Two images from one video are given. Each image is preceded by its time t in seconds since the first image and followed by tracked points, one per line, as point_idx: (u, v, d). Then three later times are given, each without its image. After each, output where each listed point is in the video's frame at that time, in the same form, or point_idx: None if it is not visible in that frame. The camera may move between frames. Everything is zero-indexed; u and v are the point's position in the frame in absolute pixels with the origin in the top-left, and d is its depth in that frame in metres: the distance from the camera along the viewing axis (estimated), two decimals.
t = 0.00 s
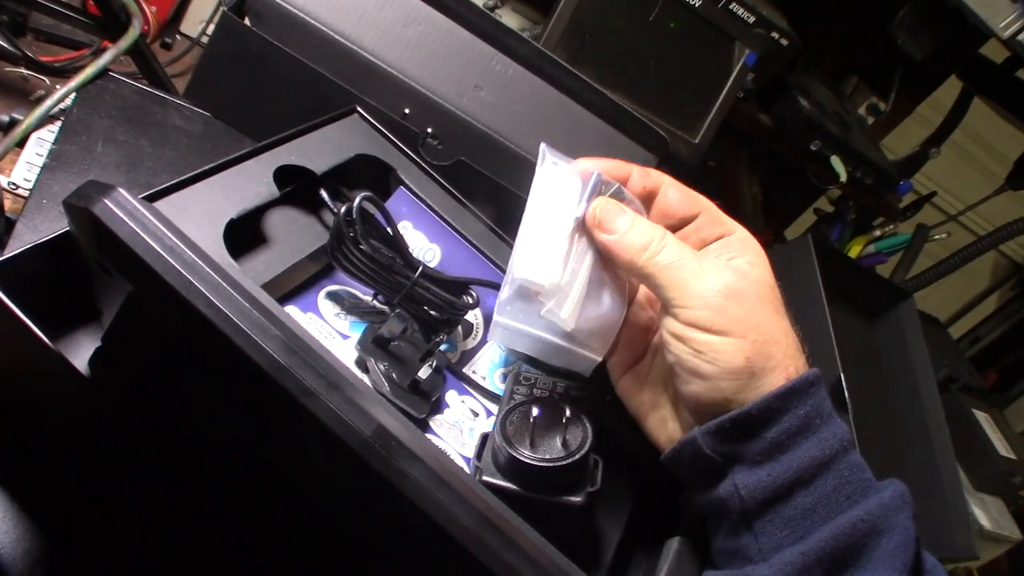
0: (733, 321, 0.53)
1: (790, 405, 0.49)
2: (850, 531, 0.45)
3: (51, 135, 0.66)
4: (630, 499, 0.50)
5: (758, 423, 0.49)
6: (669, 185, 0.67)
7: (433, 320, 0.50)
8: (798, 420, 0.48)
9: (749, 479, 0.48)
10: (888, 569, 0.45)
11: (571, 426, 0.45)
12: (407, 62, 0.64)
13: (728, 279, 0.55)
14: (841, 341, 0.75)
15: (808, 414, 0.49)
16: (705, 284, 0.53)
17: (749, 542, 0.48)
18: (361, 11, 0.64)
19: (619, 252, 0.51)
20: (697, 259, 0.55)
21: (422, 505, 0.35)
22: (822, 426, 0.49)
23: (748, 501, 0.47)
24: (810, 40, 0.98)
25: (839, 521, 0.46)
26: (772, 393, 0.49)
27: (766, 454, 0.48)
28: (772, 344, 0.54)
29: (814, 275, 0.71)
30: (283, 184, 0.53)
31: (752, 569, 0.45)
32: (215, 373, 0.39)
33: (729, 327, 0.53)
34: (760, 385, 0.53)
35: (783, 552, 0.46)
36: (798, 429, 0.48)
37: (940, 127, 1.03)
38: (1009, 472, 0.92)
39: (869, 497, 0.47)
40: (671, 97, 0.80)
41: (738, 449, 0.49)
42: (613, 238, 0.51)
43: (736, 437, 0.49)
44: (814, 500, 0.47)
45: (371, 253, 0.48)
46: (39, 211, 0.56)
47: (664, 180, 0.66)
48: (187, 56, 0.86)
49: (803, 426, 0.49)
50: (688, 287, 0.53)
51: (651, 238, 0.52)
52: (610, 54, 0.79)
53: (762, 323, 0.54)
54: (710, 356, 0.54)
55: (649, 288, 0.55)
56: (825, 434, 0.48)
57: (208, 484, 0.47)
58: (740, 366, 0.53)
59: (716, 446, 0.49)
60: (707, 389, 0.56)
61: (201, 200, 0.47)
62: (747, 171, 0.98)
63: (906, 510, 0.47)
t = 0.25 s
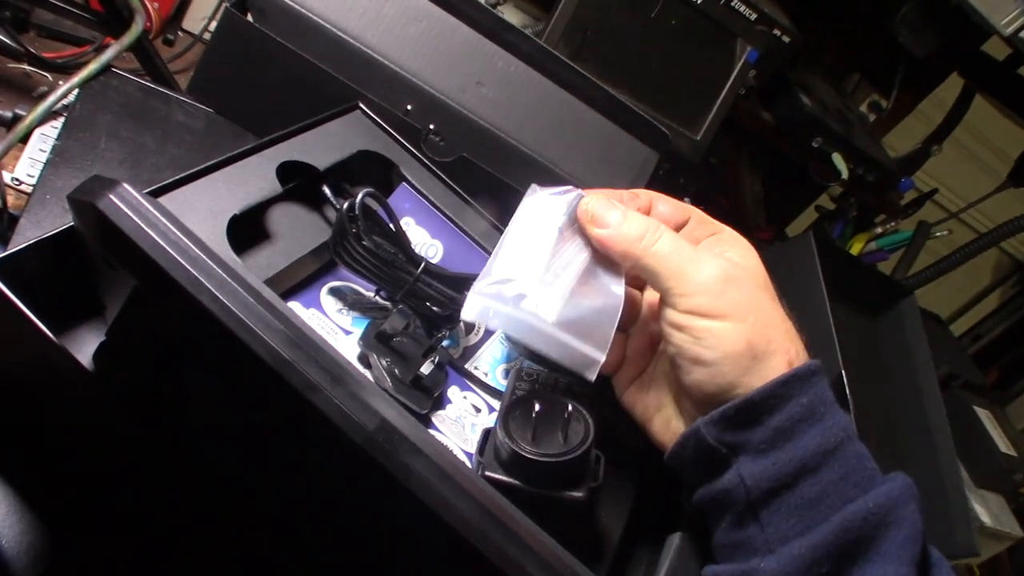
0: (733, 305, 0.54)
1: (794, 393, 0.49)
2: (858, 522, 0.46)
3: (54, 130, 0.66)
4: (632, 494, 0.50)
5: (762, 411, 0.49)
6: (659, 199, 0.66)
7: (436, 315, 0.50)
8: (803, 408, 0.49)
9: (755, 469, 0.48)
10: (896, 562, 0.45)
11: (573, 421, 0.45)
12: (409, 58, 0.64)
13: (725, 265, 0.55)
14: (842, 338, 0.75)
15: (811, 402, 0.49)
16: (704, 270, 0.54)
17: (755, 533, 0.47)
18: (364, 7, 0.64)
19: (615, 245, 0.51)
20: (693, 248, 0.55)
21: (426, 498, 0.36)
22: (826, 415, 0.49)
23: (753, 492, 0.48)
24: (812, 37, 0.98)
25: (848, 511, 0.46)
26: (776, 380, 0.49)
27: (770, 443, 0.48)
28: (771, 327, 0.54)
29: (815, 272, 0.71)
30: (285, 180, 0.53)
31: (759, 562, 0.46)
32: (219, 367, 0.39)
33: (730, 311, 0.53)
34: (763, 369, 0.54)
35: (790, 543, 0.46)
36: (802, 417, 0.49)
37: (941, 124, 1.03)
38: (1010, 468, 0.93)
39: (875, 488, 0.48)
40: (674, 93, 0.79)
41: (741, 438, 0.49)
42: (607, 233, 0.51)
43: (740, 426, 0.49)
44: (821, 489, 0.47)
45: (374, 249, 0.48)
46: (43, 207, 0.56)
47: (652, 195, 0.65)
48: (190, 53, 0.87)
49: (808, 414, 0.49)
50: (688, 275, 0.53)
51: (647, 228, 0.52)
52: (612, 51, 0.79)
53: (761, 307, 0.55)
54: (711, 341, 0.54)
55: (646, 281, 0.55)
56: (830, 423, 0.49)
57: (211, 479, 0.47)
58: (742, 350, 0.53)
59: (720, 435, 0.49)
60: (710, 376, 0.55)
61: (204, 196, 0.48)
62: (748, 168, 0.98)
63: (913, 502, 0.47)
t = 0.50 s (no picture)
0: (742, 291, 0.55)
1: (799, 382, 0.50)
2: (863, 513, 0.45)
3: (57, 127, 0.67)
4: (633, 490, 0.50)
5: (768, 399, 0.50)
6: (670, 198, 0.65)
7: (437, 312, 0.49)
8: (808, 398, 0.49)
9: (760, 457, 0.48)
10: (900, 553, 0.45)
11: (574, 417, 0.46)
12: (411, 56, 0.64)
13: (734, 254, 0.56)
14: (842, 336, 0.75)
15: (817, 392, 0.50)
16: (714, 257, 0.55)
17: (760, 521, 0.48)
18: (366, 4, 0.64)
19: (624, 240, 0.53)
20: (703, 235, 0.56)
21: (428, 491, 0.36)
22: (831, 405, 0.49)
23: (759, 480, 0.48)
24: (812, 35, 0.98)
25: (853, 502, 0.46)
26: (784, 369, 0.50)
27: (776, 432, 0.49)
28: (777, 317, 0.55)
29: (815, 269, 0.72)
30: (288, 177, 0.53)
31: (763, 552, 0.46)
32: (222, 361, 0.40)
33: (739, 296, 0.55)
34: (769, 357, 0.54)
35: (795, 533, 0.46)
36: (807, 407, 0.49)
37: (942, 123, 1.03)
38: (1009, 466, 0.93)
39: (881, 480, 0.47)
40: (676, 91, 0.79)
41: (747, 426, 0.50)
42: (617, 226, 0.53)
43: (746, 414, 0.50)
44: (825, 479, 0.47)
45: (376, 245, 0.48)
46: (47, 203, 0.57)
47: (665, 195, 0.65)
48: (192, 50, 0.87)
49: (813, 404, 0.49)
50: (698, 262, 0.54)
51: (658, 215, 0.54)
52: (613, 48, 0.79)
53: (768, 296, 0.56)
54: (720, 326, 0.55)
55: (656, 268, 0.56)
56: (835, 414, 0.49)
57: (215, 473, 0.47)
58: (750, 336, 0.54)
59: (726, 423, 0.50)
60: (718, 364, 0.56)
61: (208, 192, 0.48)
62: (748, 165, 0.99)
63: (917, 495, 0.47)
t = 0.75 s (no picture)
0: (754, 286, 0.56)
1: (807, 380, 0.50)
2: (871, 508, 0.45)
3: (57, 126, 0.67)
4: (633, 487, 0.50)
5: (779, 394, 0.50)
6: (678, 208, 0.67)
7: (436, 310, 0.50)
8: (815, 395, 0.50)
9: (769, 451, 0.49)
10: (908, 548, 0.44)
11: (574, 415, 0.46)
12: (411, 55, 0.64)
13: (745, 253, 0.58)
14: (841, 335, 0.75)
15: (824, 390, 0.50)
16: (727, 253, 0.56)
17: (767, 517, 0.48)
18: (366, 4, 0.64)
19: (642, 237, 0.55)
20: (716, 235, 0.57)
21: (429, 488, 0.36)
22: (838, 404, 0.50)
23: (768, 474, 0.48)
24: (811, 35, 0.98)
25: (862, 497, 0.46)
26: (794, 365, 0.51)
27: (784, 429, 0.49)
28: (787, 315, 0.56)
29: (814, 269, 0.72)
30: (289, 176, 0.53)
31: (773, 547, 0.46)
32: (224, 358, 0.40)
33: (751, 291, 0.55)
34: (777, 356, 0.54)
35: (805, 528, 0.46)
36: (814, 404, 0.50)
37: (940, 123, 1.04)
38: (1007, 466, 0.93)
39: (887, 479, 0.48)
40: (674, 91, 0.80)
41: (757, 423, 0.50)
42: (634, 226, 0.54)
43: (754, 410, 0.50)
44: (832, 476, 0.48)
45: (376, 244, 0.48)
46: (46, 201, 0.57)
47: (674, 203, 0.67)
48: (192, 49, 0.87)
49: (821, 402, 0.50)
50: (711, 259, 0.56)
51: (670, 216, 0.55)
52: (613, 48, 0.79)
53: (778, 294, 0.57)
54: (732, 322, 0.55)
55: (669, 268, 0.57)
56: (843, 412, 0.50)
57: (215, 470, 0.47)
58: (763, 330, 0.55)
59: (735, 417, 0.50)
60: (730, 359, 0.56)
61: (209, 190, 0.48)
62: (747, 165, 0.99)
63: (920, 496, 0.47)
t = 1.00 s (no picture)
0: (751, 300, 0.54)
1: (808, 390, 0.50)
2: (870, 520, 0.46)
3: (59, 125, 0.67)
4: (633, 487, 0.50)
5: (778, 405, 0.50)
6: (683, 190, 0.67)
7: (438, 310, 0.50)
8: (815, 405, 0.50)
9: (767, 462, 0.49)
10: (907, 559, 0.45)
11: (575, 415, 0.46)
12: (412, 55, 0.64)
13: (745, 261, 0.55)
14: (841, 336, 0.75)
15: (824, 399, 0.50)
16: (722, 266, 0.54)
17: (765, 527, 0.48)
18: (367, 4, 0.65)
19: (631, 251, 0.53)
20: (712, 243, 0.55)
21: (431, 486, 0.36)
22: (837, 413, 0.50)
23: (765, 485, 0.48)
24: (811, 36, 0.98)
25: (862, 507, 0.46)
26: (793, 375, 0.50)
27: (783, 439, 0.49)
28: (787, 325, 0.55)
29: (814, 269, 0.72)
30: (290, 175, 0.53)
31: (769, 557, 0.45)
32: (225, 357, 0.40)
33: (747, 307, 0.54)
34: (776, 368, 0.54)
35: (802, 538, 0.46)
36: (814, 415, 0.50)
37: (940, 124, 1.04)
38: (1007, 467, 0.93)
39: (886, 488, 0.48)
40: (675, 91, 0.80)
41: (755, 432, 0.50)
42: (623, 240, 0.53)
43: (753, 419, 0.50)
44: (831, 487, 0.48)
45: (377, 244, 0.48)
46: (48, 200, 0.57)
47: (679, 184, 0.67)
48: (193, 49, 0.87)
49: (821, 411, 0.50)
50: (706, 273, 0.54)
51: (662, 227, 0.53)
52: (613, 49, 0.79)
53: (779, 304, 0.55)
54: (729, 337, 0.54)
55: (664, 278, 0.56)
56: (842, 421, 0.50)
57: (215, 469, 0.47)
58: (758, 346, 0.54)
59: (734, 427, 0.50)
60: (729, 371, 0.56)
61: (210, 190, 0.48)
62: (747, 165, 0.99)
63: (921, 504, 0.48)
